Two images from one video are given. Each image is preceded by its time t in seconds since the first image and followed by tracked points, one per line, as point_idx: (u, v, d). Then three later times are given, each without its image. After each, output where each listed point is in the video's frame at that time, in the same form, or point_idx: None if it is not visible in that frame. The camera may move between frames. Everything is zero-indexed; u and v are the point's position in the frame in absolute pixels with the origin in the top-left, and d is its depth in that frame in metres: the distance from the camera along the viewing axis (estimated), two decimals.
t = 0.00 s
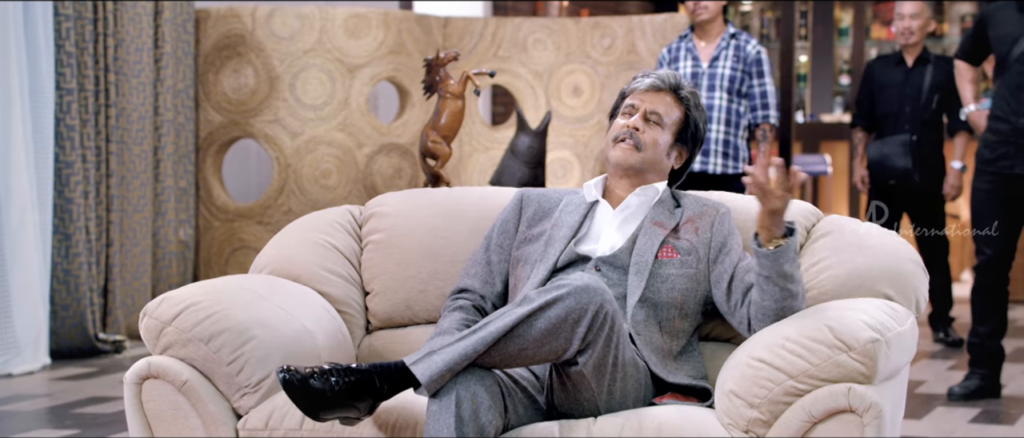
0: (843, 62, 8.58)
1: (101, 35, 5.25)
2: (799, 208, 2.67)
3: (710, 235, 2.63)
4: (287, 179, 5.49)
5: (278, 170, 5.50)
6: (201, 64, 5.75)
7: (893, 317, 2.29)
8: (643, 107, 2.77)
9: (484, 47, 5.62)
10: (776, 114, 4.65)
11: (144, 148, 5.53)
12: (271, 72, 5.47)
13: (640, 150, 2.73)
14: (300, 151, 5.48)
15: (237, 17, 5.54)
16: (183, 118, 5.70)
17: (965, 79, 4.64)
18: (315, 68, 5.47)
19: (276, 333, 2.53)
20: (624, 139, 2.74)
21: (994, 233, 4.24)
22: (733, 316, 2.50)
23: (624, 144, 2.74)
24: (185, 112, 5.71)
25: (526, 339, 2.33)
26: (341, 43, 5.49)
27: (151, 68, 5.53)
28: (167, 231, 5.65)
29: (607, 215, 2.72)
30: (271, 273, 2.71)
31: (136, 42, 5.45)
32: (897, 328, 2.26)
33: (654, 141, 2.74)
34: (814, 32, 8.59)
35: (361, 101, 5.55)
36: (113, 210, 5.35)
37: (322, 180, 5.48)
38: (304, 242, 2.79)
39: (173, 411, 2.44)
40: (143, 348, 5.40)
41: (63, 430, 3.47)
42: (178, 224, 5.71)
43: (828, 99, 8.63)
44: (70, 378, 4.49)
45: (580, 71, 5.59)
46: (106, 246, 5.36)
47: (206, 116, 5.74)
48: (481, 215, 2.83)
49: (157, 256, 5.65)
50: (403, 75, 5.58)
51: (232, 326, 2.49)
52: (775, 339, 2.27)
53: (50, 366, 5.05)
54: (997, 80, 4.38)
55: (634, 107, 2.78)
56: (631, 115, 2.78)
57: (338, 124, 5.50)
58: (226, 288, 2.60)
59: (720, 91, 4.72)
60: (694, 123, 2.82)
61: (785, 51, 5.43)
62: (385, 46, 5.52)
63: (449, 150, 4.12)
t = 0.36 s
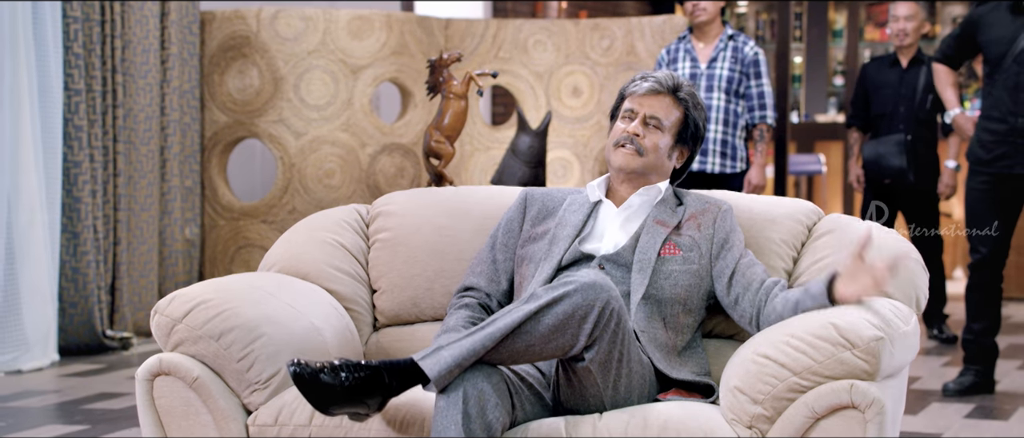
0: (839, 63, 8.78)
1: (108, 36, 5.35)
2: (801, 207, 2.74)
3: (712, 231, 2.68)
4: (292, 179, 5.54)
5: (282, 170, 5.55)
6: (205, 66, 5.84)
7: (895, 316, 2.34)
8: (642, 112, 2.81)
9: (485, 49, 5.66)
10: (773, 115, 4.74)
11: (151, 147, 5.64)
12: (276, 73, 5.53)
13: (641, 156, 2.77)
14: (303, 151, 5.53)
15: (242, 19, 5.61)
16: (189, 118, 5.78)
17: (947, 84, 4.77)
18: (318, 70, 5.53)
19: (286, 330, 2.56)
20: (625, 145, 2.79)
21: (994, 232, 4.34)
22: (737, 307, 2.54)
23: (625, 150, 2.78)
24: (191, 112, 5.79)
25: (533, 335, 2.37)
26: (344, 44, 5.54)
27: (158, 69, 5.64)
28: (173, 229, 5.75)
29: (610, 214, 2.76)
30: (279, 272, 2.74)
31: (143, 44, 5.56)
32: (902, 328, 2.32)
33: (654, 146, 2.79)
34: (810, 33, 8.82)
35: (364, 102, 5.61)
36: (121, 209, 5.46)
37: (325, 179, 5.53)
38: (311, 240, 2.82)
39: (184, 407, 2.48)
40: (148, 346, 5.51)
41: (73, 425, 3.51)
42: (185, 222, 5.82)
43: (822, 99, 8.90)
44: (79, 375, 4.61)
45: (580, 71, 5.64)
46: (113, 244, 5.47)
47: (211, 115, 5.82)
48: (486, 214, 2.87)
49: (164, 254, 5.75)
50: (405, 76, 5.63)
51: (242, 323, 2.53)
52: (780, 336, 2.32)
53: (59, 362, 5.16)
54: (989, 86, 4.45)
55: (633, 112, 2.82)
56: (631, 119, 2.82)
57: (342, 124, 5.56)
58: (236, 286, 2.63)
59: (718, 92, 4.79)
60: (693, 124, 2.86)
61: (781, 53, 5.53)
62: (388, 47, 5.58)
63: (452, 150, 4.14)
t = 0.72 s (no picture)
0: (829, 64, 8.98)
1: (114, 37, 5.36)
2: (800, 205, 2.77)
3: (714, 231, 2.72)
4: (293, 178, 5.65)
5: (285, 169, 5.66)
6: (209, 67, 5.88)
7: (896, 312, 2.39)
8: (623, 110, 2.83)
9: (485, 49, 5.79)
10: (770, 115, 4.84)
11: (155, 147, 5.66)
12: (279, 73, 5.62)
13: (618, 151, 2.80)
14: (306, 150, 5.64)
15: (246, 20, 5.68)
16: (193, 117, 5.82)
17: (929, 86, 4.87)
18: (321, 69, 5.64)
19: (294, 327, 2.59)
20: (606, 143, 2.82)
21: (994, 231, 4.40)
22: (737, 310, 2.58)
23: (605, 147, 2.82)
24: (194, 112, 5.82)
25: (539, 333, 2.40)
26: (346, 45, 5.65)
27: (162, 69, 5.67)
28: (177, 227, 5.82)
29: (612, 213, 2.80)
30: (286, 269, 2.78)
31: (147, 46, 5.57)
32: (899, 323, 2.35)
33: (631, 141, 2.79)
34: (801, 35, 8.87)
35: (366, 101, 5.73)
36: (126, 207, 5.50)
37: (328, 178, 5.65)
38: (318, 238, 2.86)
39: (194, 403, 2.50)
40: (153, 342, 5.57)
41: (81, 421, 3.68)
42: (188, 221, 5.87)
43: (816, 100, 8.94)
44: (85, 372, 4.70)
45: (578, 71, 5.77)
46: (119, 242, 5.49)
47: (215, 115, 5.87)
48: (491, 212, 2.91)
49: (168, 253, 5.80)
50: (407, 76, 5.78)
51: (250, 320, 2.55)
52: (781, 333, 2.36)
53: (66, 358, 5.17)
54: (977, 88, 4.51)
55: (616, 110, 2.85)
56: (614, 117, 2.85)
57: (343, 124, 5.67)
58: (244, 282, 2.66)
59: (715, 91, 4.88)
60: (677, 119, 2.83)
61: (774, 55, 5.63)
62: (389, 47, 5.69)
63: (453, 149, 4.47)
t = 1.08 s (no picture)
0: (822, 65, 9.14)
1: (121, 39, 5.52)
2: (800, 203, 2.82)
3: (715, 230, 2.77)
4: (298, 176, 5.72)
5: (290, 167, 5.73)
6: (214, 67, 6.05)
7: (895, 309, 2.44)
8: (617, 111, 2.87)
9: (485, 50, 5.85)
10: (766, 115, 4.90)
11: (162, 146, 5.80)
12: (283, 73, 5.71)
13: (614, 152, 2.83)
14: (310, 149, 5.72)
15: (251, 21, 5.80)
16: (198, 117, 5.97)
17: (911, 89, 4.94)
18: (325, 70, 5.70)
19: (303, 323, 2.64)
20: (602, 145, 2.86)
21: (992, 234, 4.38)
22: (736, 308, 2.60)
23: (601, 149, 2.85)
24: (200, 112, 5.99)
25: (546, 329, 2.45)
26: (349, 45, 5.71)
27: (169, 69, 5.82)
28: (183, 225, 5.96)
29: (614, 212, 2.85)
30: (294, 268, 2.82)
31: (155, 46, 5.73)
32: (898, 319, 2.41)
33: (626, 141, 2.83)
34: (795, 35, 9.17)
35: (369, 101, 5.79)
36: (133, 205, 5.64)
37: (331, 176, 5.72)
38: (326, 235, 2.92)
39: (205, 397, 2.55)
40: (160, 338, 5.71)
41: (90, 414, 3.75)
42: (194, 219, 6.01)
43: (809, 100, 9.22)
44: (94, 366, 4.82)
45: (577, 72, 5.82)
46: (126, 239, 5.65)
47: (221, 115, 6.02)
48: (495, 211, 2.97)
49: (174, 249, 5.95)
50: (408, 77, 5.81)
51: (260, 316, 2.60)
52: (782, 329, 2.42)
53: (75, 353, 5.32)
54: (965, 88, 4.58)
55: (611, 112, 2.89)
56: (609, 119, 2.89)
57: (347, 122, 5.74)
58: (252, 280, 2.70)
59: (712, 92, 4.96)
60: (670, 116, 2.87)
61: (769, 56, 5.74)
62: (392, 48, 5.75)
63: (456, 148, 4.54)
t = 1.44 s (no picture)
0: (815, 66, 9.26)
1: (128, 40, 5.64)
2: (799, 202, 2.89)
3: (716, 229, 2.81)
4: (301, 176, 5.81)
5: (293, 167, 5.82)
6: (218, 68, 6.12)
7: (892, 305, 2.51)
8: (620, 111, 2.92)
9: (485, 51, 5.94)
10: (761, 114, 5.00)
11: (170, 146, 5.95)
12: (287, 74, 5.77)
13: (618, 153, 2.89)
14: (313, 148, 5.80)
15: (255, 23, 5.85)
16: (203, 118, 6.12)
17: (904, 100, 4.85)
18: (327, 71, 5.77)
19: (311, 319, 2.68)
20: (605, 144, 2.91)
21: (994, 233, 4.03)
22: (737, 305, 2.66)
23: (604, 149, 2.91)
24: (206, 113, 6.14)
25: (551, 327, 2.50)
26: (352, 47, 5.77)
27: (175, 71, 5.95)
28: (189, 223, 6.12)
29: (616, 211, 2.91)
30: (302, 265, 2.87)
31: (162, 48, 5.87)
32: (896, 315, 2.47)
33: (629, 142, 2.88)
34: (788, 37, 9.29)
35: (371, 101, 5.86)
36: (140, 204, 5.78)
37: (334, 175, 5.80)
38: (332, 233, 2.97)
39: (215, 392, 2.59)
40: (166, 334, 5.82)
41: (99, 409, 3.81)
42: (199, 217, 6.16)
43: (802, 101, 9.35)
44: (102, 362, 4.93)
45: (576, 73, 5.88)
46: (133, 238, 5.77)
47: (225, 116, 6.07)
48: (499, 209, 3.02)
49: (180, 247, 6.11)
50: (409, 77, 5.86)
51: (269, 312, 2.64)
52: (782, 326, 2.47)
53: (83, 349, 5.41)
54: (955, 89, 4.63)
55: (613, 112, 2.93)
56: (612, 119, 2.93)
57: (349, 123, 5.81)
58: (261, 277, 2.75)
59: (708, 92, 5.02)
60: (672, 117, 2.91)
61: (763, 57, 5.82)
62: (394, 50, 5.81)
63: (458, 147, 4.59)
